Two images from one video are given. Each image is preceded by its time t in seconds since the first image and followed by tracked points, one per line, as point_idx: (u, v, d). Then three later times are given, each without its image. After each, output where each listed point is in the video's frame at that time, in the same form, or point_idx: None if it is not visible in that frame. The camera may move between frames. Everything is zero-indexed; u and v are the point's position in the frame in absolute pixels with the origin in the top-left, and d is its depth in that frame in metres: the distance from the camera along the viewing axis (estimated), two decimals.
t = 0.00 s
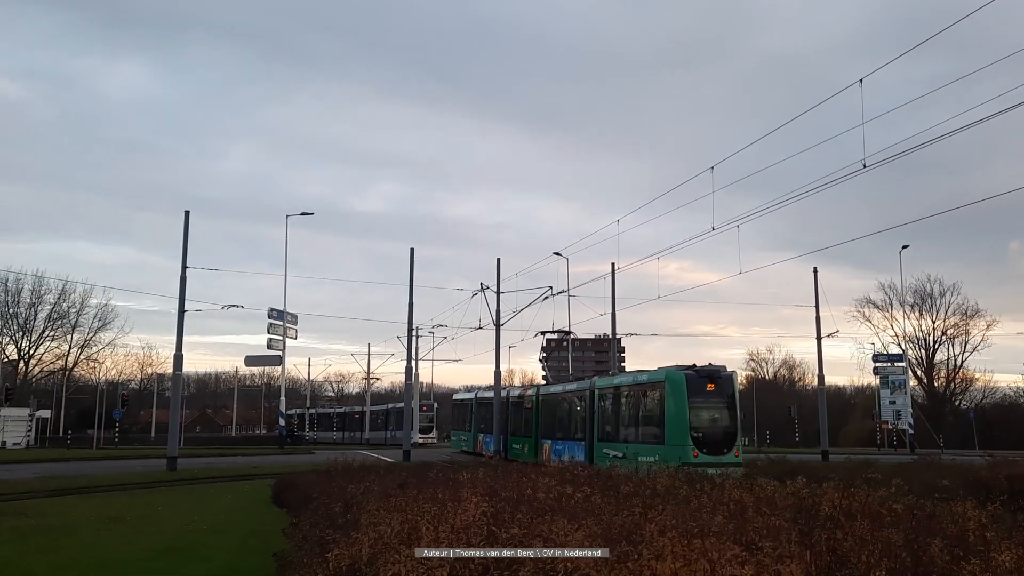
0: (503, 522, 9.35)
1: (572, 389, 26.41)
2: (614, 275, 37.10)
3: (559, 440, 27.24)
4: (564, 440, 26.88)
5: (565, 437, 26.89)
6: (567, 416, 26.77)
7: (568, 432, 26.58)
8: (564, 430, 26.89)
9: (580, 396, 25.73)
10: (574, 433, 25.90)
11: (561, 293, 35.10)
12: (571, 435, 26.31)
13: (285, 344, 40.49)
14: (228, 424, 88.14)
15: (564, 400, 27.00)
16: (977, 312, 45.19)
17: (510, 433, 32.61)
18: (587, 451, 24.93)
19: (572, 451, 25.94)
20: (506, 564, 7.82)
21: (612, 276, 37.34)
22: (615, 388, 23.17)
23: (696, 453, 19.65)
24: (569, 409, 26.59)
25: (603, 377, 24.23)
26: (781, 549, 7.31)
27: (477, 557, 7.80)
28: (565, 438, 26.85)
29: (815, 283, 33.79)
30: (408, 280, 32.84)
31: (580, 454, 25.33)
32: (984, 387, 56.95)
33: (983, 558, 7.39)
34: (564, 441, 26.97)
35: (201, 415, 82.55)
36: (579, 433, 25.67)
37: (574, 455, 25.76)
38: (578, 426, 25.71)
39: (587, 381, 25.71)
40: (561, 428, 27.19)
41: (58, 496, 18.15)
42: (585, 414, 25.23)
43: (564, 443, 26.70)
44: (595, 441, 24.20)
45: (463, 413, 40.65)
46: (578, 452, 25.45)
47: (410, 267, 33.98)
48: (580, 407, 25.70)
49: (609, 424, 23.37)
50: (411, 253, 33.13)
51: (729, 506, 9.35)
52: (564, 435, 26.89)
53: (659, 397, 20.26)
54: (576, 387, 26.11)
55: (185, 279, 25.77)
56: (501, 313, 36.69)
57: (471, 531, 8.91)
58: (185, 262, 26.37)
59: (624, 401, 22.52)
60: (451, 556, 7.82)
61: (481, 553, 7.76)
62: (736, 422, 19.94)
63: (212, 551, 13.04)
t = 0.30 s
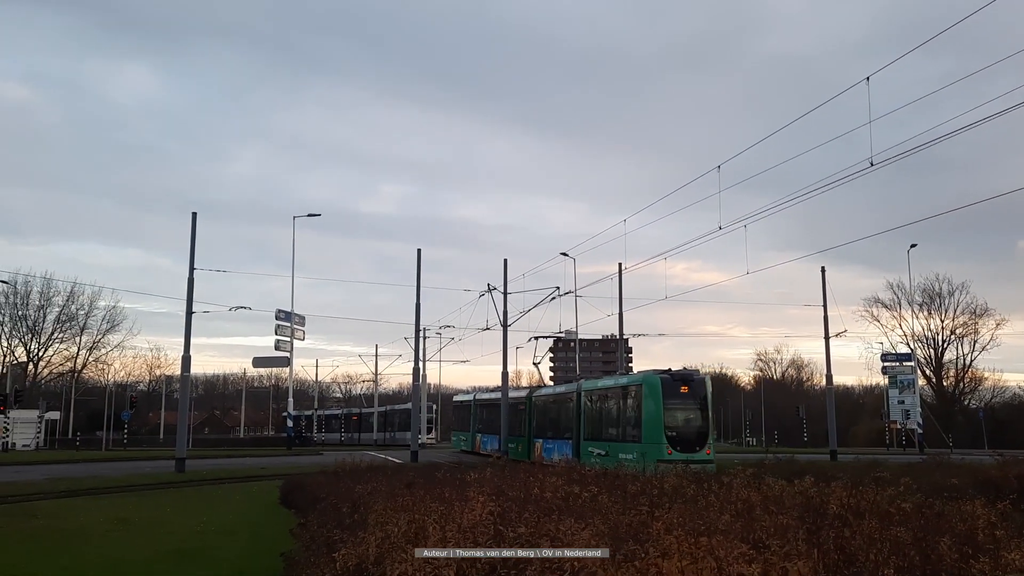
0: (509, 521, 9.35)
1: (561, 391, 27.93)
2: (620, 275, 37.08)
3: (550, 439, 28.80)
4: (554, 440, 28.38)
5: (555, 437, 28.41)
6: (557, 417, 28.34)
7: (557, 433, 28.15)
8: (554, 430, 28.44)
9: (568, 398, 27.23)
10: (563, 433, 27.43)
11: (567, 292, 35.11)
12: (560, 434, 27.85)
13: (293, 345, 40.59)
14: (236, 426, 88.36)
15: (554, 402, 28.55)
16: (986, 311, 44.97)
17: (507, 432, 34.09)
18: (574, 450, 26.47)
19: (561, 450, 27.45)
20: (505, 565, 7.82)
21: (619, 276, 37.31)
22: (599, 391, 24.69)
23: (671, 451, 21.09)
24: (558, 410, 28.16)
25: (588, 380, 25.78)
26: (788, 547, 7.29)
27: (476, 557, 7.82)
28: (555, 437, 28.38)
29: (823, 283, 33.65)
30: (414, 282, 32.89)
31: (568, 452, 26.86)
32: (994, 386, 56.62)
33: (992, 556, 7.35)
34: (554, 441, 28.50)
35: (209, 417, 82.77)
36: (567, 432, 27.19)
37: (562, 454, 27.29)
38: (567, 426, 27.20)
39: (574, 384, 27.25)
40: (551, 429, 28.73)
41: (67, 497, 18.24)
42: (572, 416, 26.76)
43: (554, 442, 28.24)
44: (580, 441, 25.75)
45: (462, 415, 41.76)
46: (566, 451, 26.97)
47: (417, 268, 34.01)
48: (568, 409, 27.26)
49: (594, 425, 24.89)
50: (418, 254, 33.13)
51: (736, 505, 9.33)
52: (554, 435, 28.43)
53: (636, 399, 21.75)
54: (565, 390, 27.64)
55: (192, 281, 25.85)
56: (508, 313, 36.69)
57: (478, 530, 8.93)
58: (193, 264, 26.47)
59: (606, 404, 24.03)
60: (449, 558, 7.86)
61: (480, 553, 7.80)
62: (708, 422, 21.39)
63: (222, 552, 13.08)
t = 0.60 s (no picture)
0: (512, 517, 9.36)
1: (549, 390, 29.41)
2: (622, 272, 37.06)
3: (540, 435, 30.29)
4: (543, 436, 29.84)
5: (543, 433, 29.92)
6: (545, 415, 29.88)
7: (546, 429, 29.67)
8: (543, 427, 29.96)
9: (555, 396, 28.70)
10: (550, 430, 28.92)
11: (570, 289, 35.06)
12: (548, 431, 29.35)
13: (296, 343, 40.65)
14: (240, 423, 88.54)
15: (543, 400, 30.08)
16: (989, 307, 44.86)
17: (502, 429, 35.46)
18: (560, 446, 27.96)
19: (549, 446, 28.93)
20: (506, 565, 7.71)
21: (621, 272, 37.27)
22: (582, 390, 26.11)
23: (645, 447, 22.39)
24: (547, 408, 29.69)
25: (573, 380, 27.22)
26: (790, 543, 7.29)
27: (476, 557, 7.70)
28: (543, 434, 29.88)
29: (826, 279, 33.56)
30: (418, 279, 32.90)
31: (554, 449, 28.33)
32: (998, 383, 56.47)
33: (994, 552, 7.33)
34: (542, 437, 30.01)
35: (213, 414, 82.94)
36: (554, 430, 28.67)
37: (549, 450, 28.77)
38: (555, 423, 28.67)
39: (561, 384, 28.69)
40: (539, 426, 30.27)
41: (72, 494, 18.29)
42: (557, 413, 28.27)
43: (542, 439, 29.76)
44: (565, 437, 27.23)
45: (460, 412, 43.80)
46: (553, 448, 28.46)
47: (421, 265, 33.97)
48: (555, 407, 28.77)
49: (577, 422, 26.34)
50: (421, 251, 33.12)
51: (739, 501, 9.36)
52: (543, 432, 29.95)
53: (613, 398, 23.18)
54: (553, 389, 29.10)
55: (196, 278, 25.89)
56: (511, 311, 36.70)
57: (481, 526, 8.94)
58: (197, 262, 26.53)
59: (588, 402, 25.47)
60: (450, 558, 7.69)
61: (480, 553, 7.67)
62: (680, 420, 22.60)
63: (226, 549, 13.10)
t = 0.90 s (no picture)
0: (514, 514, 9.40)
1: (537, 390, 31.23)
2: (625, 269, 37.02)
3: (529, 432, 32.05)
4: (532, 433, 31.68)
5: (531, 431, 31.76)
6: (534, 413, 31.72)
7: (533, 427, 31.53)
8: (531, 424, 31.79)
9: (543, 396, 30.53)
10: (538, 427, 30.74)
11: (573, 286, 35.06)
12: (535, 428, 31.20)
13: (299, 340, 40.71)
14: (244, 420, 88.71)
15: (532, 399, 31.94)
16: (993, 304, 44.84)
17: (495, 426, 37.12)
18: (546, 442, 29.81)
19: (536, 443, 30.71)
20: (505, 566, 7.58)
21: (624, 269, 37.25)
22: (566, 391, 27.91)
23: (623, 443, 24.16)
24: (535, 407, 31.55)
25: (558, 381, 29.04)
26: (792, 539, 7.31)
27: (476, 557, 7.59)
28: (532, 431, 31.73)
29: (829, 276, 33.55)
30: (420, 276, 32.89)
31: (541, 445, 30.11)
32: (1001, 380, 56.44)
33: (996, 549, 7.35)
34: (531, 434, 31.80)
35: (217, 411, 83.11)
36: (542, 427, 30.53)
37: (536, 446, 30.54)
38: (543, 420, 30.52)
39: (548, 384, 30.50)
40: (527, 423, 32.10)
41: (76, 491, 18.37)
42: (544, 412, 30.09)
43: (531, 436, 31.59)
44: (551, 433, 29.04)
45: (454, 409, 45.11)
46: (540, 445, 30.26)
47: (423, 263, 33.94)
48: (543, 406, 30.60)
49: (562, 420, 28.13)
50: (423, 249, 33.16)
51: (741, 497, 9.39)
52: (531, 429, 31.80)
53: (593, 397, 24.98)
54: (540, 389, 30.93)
55: (199, 275, 25.96)
56: (514, 308, 36.74)
57: (483, 522, 8.98)
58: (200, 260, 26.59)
59: (572, 401, 27.26)
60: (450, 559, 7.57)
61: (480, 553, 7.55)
62: (656, 418, 24.45)
63: (231, 545, 13.14)
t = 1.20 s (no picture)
0: (515, 510, 9.39)
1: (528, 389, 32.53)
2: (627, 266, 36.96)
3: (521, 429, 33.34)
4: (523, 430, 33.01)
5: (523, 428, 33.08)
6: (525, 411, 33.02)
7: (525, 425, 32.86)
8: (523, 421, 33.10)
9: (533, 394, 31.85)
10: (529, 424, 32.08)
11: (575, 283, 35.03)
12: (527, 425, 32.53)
13: (301, 338, 40.74)
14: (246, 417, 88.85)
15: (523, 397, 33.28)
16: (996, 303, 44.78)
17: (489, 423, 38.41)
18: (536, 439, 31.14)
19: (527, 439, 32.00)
20: (507, 563, 7.46)
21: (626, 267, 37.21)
22: (554, 390, 29.20)
23: (603, 439, 25.39)
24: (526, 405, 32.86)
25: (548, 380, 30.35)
26: (792, 534, 7.29)
27: (477, 556, 7.46)
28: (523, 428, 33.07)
29: (832, 274, 33.49)
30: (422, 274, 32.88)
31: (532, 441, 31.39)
32: (1004, 378, 56.35)
33: (998, 545, 7.31)
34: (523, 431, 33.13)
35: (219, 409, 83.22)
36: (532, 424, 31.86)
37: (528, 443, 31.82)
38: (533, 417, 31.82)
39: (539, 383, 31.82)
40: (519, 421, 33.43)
41: (79, 488, 18.40)
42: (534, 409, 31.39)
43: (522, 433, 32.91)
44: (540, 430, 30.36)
45: (449, 407, 46.27)
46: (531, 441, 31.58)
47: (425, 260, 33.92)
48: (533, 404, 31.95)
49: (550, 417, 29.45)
50: (425, 246, 33.15)
51: (742, 494, 9.38)
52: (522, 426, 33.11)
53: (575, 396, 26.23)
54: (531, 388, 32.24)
55: (201, 272, 25.99)
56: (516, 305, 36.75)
57: (484, 518, 8.97)
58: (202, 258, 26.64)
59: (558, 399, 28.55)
60: (451, 558, 7.49)
61: (481, 553, 7.43)
62: (635, 415, 25.68)
63: (232, 542, 13.15)
